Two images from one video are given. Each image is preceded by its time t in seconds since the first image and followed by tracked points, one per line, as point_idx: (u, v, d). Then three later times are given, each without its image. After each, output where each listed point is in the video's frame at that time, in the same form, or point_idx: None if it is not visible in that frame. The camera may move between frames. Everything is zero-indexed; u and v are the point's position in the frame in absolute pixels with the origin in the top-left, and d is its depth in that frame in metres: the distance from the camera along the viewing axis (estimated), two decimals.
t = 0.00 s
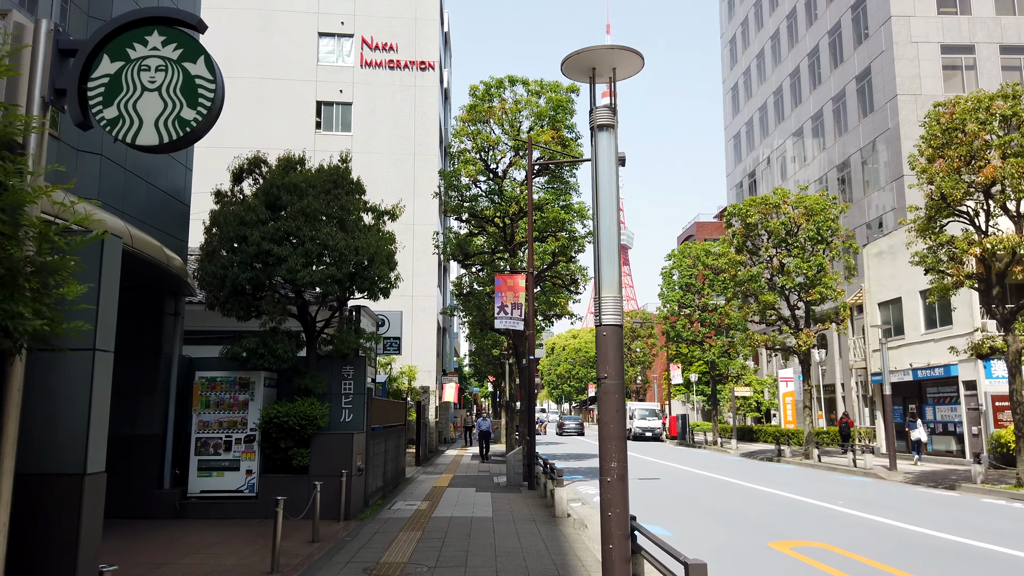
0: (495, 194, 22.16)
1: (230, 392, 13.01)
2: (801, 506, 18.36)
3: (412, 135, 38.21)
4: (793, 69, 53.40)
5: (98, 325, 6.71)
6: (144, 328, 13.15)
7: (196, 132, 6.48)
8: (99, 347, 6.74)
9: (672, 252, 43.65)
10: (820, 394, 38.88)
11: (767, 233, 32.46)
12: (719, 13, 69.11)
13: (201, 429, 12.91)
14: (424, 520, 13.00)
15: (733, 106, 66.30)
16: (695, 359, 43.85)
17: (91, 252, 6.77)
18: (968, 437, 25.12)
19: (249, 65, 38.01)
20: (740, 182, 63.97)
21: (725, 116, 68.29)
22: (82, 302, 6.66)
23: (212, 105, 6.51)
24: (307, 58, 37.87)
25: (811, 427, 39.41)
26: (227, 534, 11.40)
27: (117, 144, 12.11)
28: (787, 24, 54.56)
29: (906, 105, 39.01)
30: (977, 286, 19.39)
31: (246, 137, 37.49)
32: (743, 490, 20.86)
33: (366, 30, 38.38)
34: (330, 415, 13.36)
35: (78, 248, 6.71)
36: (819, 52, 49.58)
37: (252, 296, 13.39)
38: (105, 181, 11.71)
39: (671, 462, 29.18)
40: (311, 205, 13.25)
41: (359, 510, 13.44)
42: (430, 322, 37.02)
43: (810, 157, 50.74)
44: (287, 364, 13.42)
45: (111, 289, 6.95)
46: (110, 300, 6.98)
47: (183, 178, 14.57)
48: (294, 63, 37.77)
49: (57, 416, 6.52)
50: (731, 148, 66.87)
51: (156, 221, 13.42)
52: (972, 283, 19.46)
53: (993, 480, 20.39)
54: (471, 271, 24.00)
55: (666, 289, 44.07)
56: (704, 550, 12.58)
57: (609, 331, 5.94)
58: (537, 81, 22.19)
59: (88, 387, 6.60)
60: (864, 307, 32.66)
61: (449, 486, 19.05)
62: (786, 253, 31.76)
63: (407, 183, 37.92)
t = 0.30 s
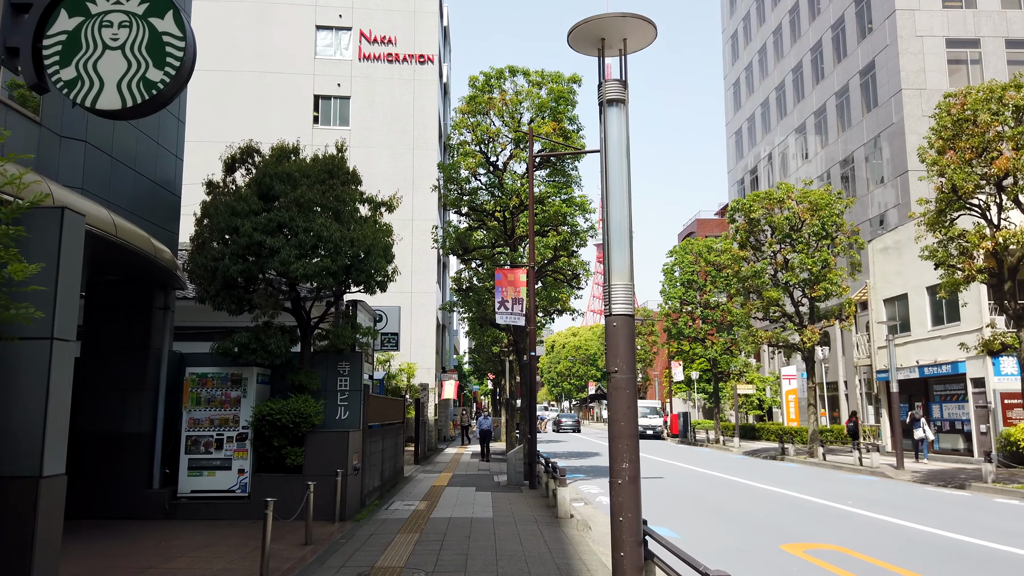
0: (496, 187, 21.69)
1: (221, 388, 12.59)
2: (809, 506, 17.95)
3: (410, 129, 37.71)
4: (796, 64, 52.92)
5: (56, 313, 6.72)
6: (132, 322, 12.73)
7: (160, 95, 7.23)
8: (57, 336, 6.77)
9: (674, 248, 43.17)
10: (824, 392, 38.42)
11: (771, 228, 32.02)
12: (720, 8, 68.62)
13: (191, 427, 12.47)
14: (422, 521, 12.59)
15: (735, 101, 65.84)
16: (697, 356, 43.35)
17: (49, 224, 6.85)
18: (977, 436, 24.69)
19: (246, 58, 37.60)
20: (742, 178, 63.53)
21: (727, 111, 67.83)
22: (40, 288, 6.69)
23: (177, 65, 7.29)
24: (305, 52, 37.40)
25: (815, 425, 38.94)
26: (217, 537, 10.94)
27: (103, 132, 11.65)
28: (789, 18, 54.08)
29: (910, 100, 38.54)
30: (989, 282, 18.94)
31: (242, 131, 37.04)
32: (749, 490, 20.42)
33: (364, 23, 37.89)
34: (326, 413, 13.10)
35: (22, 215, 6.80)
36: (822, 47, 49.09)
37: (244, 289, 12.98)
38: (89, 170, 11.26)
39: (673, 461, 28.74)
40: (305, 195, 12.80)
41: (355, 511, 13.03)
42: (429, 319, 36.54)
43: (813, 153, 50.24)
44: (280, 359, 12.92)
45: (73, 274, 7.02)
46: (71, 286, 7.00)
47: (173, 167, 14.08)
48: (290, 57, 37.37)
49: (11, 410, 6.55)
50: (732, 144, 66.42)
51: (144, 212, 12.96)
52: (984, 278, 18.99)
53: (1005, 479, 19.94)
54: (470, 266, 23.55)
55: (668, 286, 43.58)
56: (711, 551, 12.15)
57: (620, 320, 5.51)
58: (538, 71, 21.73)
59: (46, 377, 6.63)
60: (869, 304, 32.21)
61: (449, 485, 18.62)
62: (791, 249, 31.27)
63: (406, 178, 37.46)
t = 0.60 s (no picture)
0: (494, 179, 21.23)
1: (210, 384, 12.17)
2: (814, 504, 17.53)
3: (407, 122, 37.25)
4: (797, 58, 52.45)
5: None
6: (117, 315, 12.30)
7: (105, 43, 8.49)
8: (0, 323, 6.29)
9: (674, 244, 42.74)
10: (826, 388, 38.04)
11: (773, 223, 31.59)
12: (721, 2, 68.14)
13: (178, 424, 12.05)
14: (417, 521, 12.17)
15: (735, 96, 65.40)
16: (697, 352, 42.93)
17: None
18: (983, 433, 24.32)
19: (241, 50, 37.14)
20: (742, 173, 63.14)
21: (727, 106, 67.40)
22: None
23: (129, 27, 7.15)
24: (300, 44, 36.92)
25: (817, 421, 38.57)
26: (203, 539, 10.48)
27: (86, 117, 11.24)
28: (791, 12, 53.60)
29: (914, 93, 38.09)
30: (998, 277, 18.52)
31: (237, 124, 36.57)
32: (753, 488, 20.02)
33: (361, 15, 37.41)
34: (318, 409, 12.65)
35: None
36: (824, 40, 48.62)
37: (233, 281, 12.55)
38: (70, 156, 10.87)
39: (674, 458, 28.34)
40: (296, 183, 12.36)
41: (349, 511, 12.60)
42: (426, 314, 36.12)
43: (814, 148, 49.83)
44: (271, 354, 12.50)
45: (22, 254, 6.55)
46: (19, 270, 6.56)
47: (160, 154, 13.63)
48: (285, 49, 36.90)
49: None
50: (733, 139, 66.01)
51: (129, 200, 12.52)
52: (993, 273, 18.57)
53: (1013, 477, 19.56)
54: (468, 260, 23.12)
55: (668, 281, 43.16)
56: (716, 551, 11.73)
57: (628, 308, 5.09)
58: (538, 60, 21.28)
59: None
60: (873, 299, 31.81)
61: (445, 484, 18.21)
62: (793, 244, 30.85)
63: (404, 172, 37.00)
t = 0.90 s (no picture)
0: (494, 174, 20.79)
1: (200, 384, 11.76)
2: (823, 506, 17.08)
3: (406, 118, 36.80)
4: (800, 54, 52.02)
5: None
6: (104, 312, 11.89)
7: (54, 1, 8.13)
8: None
9: (676, 242, 42.29)
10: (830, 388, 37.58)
11: (777, 220, 31.15)
12: None
13: (167, 425, 11.62)
14: (414, 526, 11.73)
15: (737, 93, 64.98)
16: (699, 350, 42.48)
17: None
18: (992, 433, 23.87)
19: (237, 46, 36.67)
20: (743, 171, 62.72)
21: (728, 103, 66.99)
22: None
23: None
24: (298, 39, 36.49)
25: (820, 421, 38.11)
26: (190, 545, 10.02)
27: (69, 106, 10.81)
28: (793, 8, 53.18)
29: (918, 90, 37.65)
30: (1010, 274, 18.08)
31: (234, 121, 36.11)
32: (758, 490, 19.57)
33: (360, 11, 37.00)
34: (312, 410, 12.23)
35: None
36: (826, 37, 48.21)
37: (224, 277, 12.14)
38: (52, 146, 10.44)
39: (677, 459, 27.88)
40: (288, 175, 11.92)
41: (343, 516, 12.17)
42: (425, 313, 35.68)
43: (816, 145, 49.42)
44: (263, 353, 12.09)
45: None
46: None
47: (148, 147, 13.16)
48: (282, 44, 36.47)
49: None
50: (734, 137, 65.60)
51: (116, 192, 12.08)
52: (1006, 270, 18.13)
53: None
54: (468, 257, 22.67)
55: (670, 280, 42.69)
56: (724, 555, 11.27)
57: (641, 301, 4.66)
58: (539, 53, 20.83)
59: None
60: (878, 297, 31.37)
61: (444, 486, 17.76)
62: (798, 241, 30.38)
63: (403, 168, 36.57)
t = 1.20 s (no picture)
0: (495, 169, 20.34)
1: (190, 383, 11.29)
2: (834, 509, 16.60)
3: (406, 115, 36.36)
4: (803, 51, 51.56)
5: None
6: (91, 308, 11.46)
7: None
8: None
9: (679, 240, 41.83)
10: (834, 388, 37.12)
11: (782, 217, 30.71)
12: None
13: (156, 426, 11.16)
14: (413, 531, 11.30)
15: (739, 91, 64.52)
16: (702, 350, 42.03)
17: None
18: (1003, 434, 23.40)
19: (235, 41, 36.21)
20: (745, 170, 62.26)
21: (730, 102, 66.56)
22: None
23: None
24: (296, 34, 36.06)
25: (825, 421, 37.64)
26: (178, 551, 9.55)
27: (53, 93, 10.37)
28: (796, 5, 52.71)
29: (924, 86, 37.18)
30: None
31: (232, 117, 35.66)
32: (766, 492, 19.11)
33: (359, 6, 36.58)
34: (308, 410, 11.79)
35: None
36: (830, 33, 47.77)
37: (216, 272, 11.70)
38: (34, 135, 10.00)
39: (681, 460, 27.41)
40: (282, 165, 11.48)
41: (339, 520, 11.72)
42: (425, 311, 35.24)
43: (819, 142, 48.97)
44: (255, 351, 11.65)
45: None
46: None
47: (137, 139, 12.71)
48: (281, 40, 36.03)
49: None
50: (736, 135, 65.15)
51: (103, 185, 11.64)
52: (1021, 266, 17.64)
53: None
54: (468, 254, 22.21)
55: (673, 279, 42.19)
56: (735, 560, 10.80)
57: (661, 290, 4.22)
58: (541, 45, 20.38)
59: None
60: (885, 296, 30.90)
61: (444, 488, 17.29)
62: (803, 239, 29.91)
63: (402, 165, 36.14)
